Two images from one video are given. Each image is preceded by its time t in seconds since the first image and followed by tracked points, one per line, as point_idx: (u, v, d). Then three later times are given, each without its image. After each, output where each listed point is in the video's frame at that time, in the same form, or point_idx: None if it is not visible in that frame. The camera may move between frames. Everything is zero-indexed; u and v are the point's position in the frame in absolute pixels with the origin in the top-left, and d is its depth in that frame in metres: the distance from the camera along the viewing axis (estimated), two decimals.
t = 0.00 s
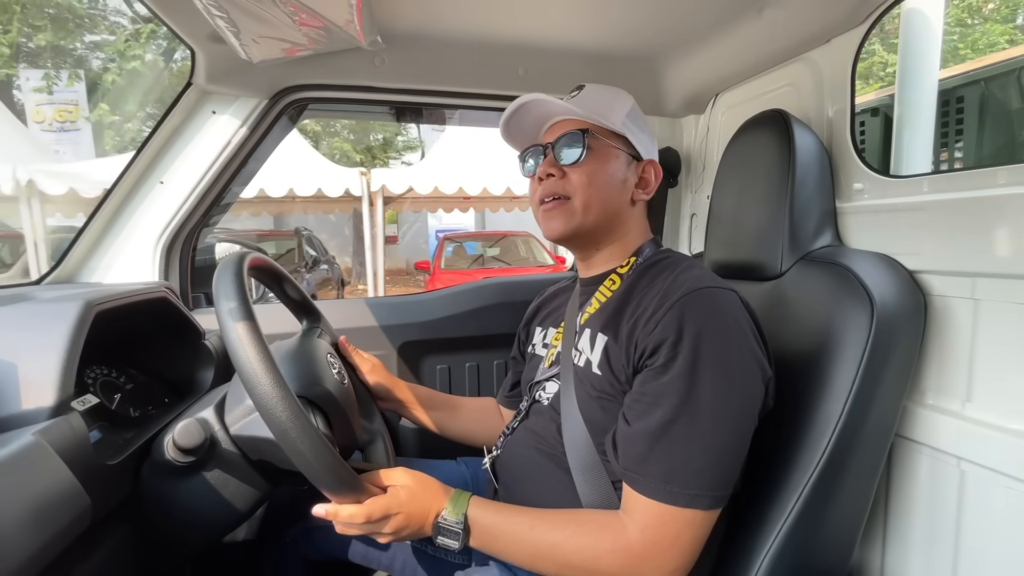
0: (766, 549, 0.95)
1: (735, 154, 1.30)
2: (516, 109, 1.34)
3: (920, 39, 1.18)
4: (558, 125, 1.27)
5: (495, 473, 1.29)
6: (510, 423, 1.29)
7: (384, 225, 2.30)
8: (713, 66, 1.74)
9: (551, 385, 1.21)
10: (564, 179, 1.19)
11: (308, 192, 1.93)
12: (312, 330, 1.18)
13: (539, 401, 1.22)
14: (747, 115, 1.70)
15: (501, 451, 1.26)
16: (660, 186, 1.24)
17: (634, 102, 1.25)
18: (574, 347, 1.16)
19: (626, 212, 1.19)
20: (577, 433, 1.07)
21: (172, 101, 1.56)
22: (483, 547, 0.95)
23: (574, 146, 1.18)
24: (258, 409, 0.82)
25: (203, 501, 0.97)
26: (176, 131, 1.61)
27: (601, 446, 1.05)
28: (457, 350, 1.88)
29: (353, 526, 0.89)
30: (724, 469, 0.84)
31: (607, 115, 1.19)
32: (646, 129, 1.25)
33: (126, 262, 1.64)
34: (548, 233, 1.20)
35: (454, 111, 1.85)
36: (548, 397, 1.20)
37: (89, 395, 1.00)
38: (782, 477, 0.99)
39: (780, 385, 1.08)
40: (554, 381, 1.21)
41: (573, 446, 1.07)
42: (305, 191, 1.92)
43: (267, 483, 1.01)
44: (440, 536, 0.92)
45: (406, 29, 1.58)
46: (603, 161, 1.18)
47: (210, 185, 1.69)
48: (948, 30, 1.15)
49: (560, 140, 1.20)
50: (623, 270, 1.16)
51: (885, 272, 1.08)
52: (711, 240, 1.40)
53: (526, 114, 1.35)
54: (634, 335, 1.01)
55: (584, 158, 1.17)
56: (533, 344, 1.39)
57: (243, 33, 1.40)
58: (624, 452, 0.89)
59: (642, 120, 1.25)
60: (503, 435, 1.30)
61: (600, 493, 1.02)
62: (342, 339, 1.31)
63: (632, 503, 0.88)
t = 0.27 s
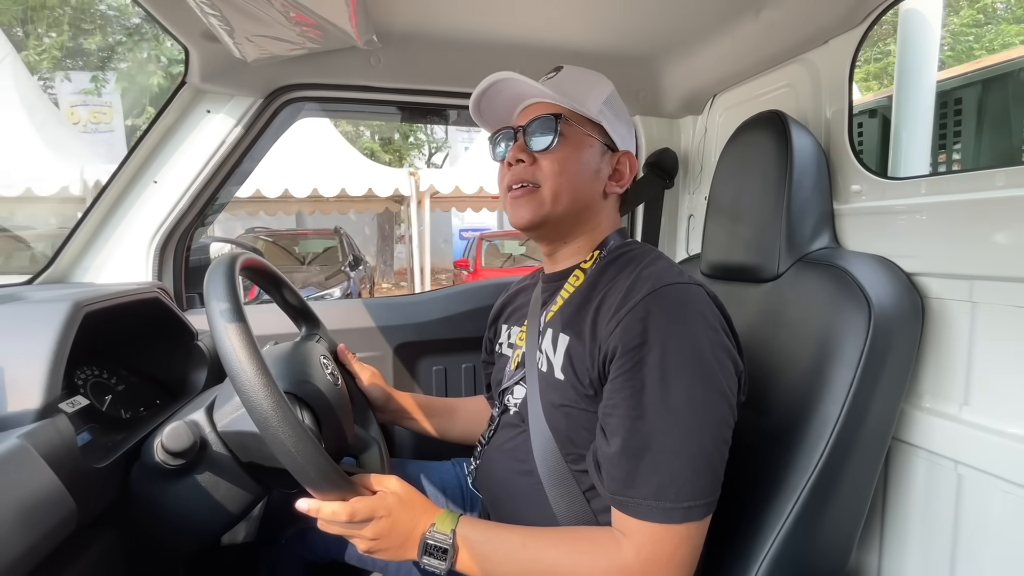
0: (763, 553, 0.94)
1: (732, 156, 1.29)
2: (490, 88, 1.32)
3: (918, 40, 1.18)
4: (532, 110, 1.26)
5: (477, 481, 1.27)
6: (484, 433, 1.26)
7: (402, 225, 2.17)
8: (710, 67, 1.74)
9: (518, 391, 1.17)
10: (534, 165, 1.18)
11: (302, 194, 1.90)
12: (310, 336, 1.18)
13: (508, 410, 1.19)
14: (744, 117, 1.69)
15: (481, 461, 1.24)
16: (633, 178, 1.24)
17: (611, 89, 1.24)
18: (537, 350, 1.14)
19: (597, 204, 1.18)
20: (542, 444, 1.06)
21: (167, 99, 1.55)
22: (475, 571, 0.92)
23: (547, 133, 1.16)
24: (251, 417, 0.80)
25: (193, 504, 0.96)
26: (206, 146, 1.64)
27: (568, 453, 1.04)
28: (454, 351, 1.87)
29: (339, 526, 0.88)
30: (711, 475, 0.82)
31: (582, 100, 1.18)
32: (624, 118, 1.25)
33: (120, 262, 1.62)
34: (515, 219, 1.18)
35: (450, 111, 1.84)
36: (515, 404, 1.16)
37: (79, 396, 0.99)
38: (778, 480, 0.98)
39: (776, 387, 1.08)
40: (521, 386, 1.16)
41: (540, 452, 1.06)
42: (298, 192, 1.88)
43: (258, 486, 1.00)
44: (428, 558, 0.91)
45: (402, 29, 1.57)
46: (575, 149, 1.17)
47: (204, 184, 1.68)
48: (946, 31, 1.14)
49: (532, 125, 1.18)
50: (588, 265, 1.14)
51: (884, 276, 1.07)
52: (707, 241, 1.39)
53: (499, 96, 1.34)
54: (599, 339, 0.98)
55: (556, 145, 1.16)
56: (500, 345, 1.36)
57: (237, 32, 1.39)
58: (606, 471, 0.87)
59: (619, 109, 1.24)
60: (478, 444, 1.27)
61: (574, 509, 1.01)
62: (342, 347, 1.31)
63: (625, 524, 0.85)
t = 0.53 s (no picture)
0: (762, 555, 0.94)
1: (731, 156, 1.29)
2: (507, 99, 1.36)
3: (918, 39, 1.17)
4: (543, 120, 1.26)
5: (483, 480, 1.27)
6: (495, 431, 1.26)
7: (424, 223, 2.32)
8: (710, 66, 1.73)
9: (534, 389, 1.17)
10: (542, 177, 1.20)
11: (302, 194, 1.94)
12: (307, 337, 1.17)
13: (524, 407, 1.19)
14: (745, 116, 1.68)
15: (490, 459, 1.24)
16: (649, 182, 1.20)
17: (626, 92, 1.21)
18: (558, 349, 1.14)
19: (607, 212, 1.18)
20: (555, 443, 1.06)
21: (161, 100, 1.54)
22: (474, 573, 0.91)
23: (553, 146, 1.18)
24: (244, 414, 0.80)
25: (190, 506, 0.96)
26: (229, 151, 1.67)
27: (580, 455, 1.04)
28: (453, 351, 1.87)
29: (337, 530, 0.88)
30: (726, 485, 0.82)
31: (585, 111, 1.16)
32: (639, 118, 1.21)
33: (117, 262, 1.62)
34: (528, 230, 1.23)
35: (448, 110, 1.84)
36: (532, 401, 1.17)
37: (75, 398, 0.99)
38: (777, 482, 0.98)
39: (776, 388, 1.07)
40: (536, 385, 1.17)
41: (552, 454, 1.06)
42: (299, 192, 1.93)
43: (255, 488, 1.00)
44: (428, 562, 0.91)
45: (400, 28, 1.57)
46: (582, 159, 1.17)
47: (202, 184, 1.68)
48: (946, 31, 1.13)
49: (539, 138, 1.21)
50: (611, 268, 1.15)
51: (884, 276, 1.07)
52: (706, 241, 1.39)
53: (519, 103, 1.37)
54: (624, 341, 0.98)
55: (563, 158, 1.17)
56: (517, 343, 1.36)
57: (234, 31, 1.39)
58: (620, 473, 0.87)
59: (636, 111, 1.21)
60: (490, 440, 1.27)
61: (585, 509, 1.01)
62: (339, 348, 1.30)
63: (633, 528, 0.85)
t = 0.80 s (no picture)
0: (766, 551, 0.94)
1: (736, 153, 1.29)
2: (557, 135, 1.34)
3: (922, 35, 1.17)
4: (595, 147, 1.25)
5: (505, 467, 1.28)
6: (533, 409, 1.29)
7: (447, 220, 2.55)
8: (713, 64, 1.73)
9: (581, 375, 1.22)
10: (607, 206, 1.20)
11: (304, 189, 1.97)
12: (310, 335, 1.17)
13: (566, 391, 1.24)
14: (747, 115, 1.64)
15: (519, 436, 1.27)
16: (712, 195, 1.21)
17: (679, 106, 1.21)
18: (621, 339, 1.17)
19: (673, 227, 1.19)
20: (603, 429, 1.09)
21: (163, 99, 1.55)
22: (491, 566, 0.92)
23: (615, 177, 1.17)
24: (260, 432, 0.80)
25: (194, 502, 0.96)
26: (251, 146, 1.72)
27: (627, 443, 1.07)
28: (455, 349, 1.87)
29: (344, 526, 0.88)
30: (771, 488, 0.85)
31: (644, 138, 1.16)
32: (695, 132, 1.20)
33: (121, 260, 1.62)
34: (598, 255, 1.23)
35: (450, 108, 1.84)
36: (576, 387, 1.22)
37: (80, 395, 0.99)
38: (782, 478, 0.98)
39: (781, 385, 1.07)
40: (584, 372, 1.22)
41: (597, 445, 1.08)
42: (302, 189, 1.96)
43: (259, 485, 1.00)
44: (445, 554, 0.90)
45: (402, 26, 1.57)
46: (647, 185, 1.16)
47: (205, 183, 1.68)
48: (951, 26, 1.13)
49: (595, 170, 1.19)
50: (685, 276, 1.17)
51: (889, 273, 1.06)
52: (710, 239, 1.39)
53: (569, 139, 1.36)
54: (698, 339, 1.02)
55: (628, 186, 1.17)
56: (564, 331, 1.40)
57: (236, 29, 1.39)
58: (671, 458, 0.89)
59: (690, 125, 1.20)
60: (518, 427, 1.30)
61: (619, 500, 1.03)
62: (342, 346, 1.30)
63: (664, 511, 0.88)
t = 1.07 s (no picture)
0: (766, 552, 0.93)
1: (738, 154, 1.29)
2: (581, 110, 1.38)
3: (925, 34, 1.16)
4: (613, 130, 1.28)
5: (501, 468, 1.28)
6: (530, 407, 1.29)
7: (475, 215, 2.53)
8: (715, 63, 1.72)
9: (576, 374, 1.22)
10: (608, 185, 1.22)
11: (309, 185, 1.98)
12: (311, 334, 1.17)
13: (561, 391, 1.24)
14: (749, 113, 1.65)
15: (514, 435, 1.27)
16: (713, 196, 1.19)
17: (699, 105, 1.21)
18: (610, 340, 1.18)
19: (668, 221, 1.19)
20: (596, 431, 1.08)
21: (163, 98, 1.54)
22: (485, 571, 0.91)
23: (619, 155, 1.20)
24: (263, 430, 0.80)
25: (195, 502, 0.96)
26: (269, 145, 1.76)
27: (618, 442, 1.07)
28: (457, 349, 1.87)
29: (345, 526, 0.88)
30: (756, 490, 0.85)
31: (654, 124, 1.18)
32: (709, 131, 1.20)
33: (123, 260, 1.62)
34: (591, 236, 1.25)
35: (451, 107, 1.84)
36: (570, 386, 1.22)
37: (82, 395, 0.99)
38: (782, 479, 0.98)
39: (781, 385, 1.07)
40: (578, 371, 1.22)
41: (589, 447, 1.08)
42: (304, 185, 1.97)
43: (260, 485, 1.00)
44: (440, 559, 0.91)
45: (403, 25, 1.57)
46: (647, 170, 1.18)
47: (206, 182, 1.68)
48: (954, 26, 1.12)
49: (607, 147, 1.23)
50: (674, 276, 1.17)
51: (890, 273, 1.06)
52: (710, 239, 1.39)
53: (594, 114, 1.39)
54: (680, 340, 1.02)
55: (629, 167, 1.19)
56: (562, 332, 1.40)
57: (238, 29, 1.39)
58: (656, 462, 0.89)
59: (706, 124, 1.21)
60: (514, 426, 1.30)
61: (614, 504, 1.03)
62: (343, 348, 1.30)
63: (652, 515, 0.88)
